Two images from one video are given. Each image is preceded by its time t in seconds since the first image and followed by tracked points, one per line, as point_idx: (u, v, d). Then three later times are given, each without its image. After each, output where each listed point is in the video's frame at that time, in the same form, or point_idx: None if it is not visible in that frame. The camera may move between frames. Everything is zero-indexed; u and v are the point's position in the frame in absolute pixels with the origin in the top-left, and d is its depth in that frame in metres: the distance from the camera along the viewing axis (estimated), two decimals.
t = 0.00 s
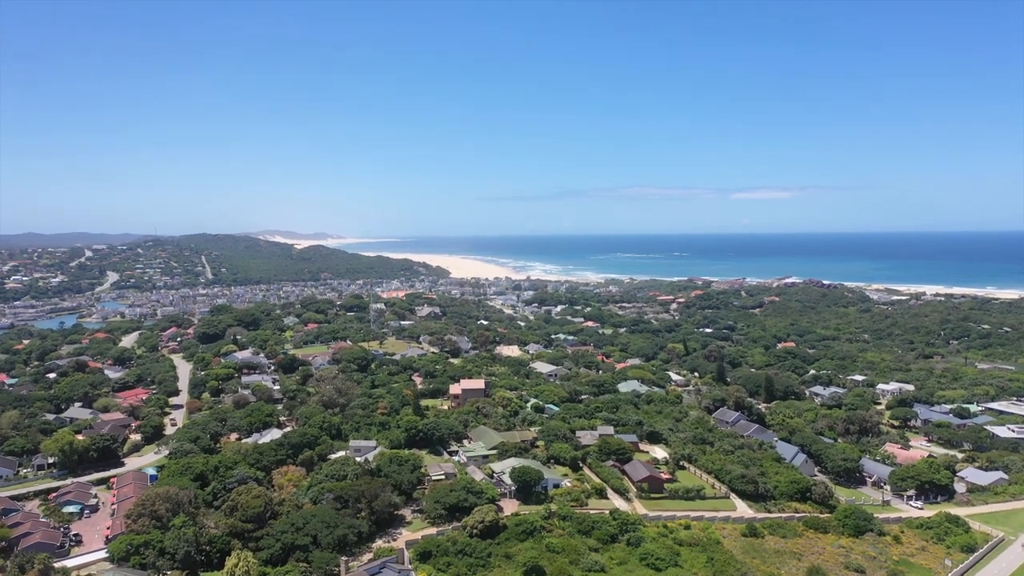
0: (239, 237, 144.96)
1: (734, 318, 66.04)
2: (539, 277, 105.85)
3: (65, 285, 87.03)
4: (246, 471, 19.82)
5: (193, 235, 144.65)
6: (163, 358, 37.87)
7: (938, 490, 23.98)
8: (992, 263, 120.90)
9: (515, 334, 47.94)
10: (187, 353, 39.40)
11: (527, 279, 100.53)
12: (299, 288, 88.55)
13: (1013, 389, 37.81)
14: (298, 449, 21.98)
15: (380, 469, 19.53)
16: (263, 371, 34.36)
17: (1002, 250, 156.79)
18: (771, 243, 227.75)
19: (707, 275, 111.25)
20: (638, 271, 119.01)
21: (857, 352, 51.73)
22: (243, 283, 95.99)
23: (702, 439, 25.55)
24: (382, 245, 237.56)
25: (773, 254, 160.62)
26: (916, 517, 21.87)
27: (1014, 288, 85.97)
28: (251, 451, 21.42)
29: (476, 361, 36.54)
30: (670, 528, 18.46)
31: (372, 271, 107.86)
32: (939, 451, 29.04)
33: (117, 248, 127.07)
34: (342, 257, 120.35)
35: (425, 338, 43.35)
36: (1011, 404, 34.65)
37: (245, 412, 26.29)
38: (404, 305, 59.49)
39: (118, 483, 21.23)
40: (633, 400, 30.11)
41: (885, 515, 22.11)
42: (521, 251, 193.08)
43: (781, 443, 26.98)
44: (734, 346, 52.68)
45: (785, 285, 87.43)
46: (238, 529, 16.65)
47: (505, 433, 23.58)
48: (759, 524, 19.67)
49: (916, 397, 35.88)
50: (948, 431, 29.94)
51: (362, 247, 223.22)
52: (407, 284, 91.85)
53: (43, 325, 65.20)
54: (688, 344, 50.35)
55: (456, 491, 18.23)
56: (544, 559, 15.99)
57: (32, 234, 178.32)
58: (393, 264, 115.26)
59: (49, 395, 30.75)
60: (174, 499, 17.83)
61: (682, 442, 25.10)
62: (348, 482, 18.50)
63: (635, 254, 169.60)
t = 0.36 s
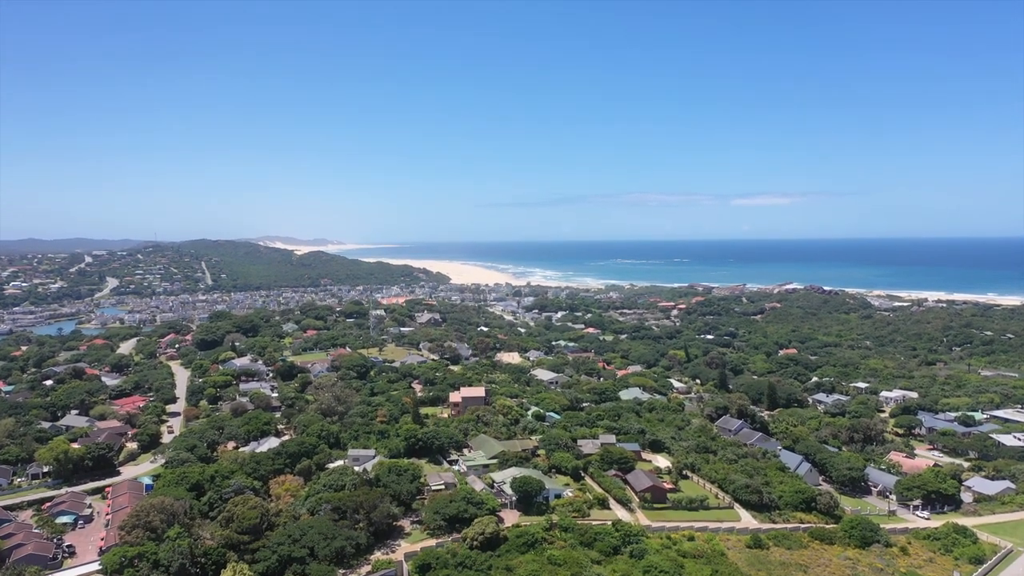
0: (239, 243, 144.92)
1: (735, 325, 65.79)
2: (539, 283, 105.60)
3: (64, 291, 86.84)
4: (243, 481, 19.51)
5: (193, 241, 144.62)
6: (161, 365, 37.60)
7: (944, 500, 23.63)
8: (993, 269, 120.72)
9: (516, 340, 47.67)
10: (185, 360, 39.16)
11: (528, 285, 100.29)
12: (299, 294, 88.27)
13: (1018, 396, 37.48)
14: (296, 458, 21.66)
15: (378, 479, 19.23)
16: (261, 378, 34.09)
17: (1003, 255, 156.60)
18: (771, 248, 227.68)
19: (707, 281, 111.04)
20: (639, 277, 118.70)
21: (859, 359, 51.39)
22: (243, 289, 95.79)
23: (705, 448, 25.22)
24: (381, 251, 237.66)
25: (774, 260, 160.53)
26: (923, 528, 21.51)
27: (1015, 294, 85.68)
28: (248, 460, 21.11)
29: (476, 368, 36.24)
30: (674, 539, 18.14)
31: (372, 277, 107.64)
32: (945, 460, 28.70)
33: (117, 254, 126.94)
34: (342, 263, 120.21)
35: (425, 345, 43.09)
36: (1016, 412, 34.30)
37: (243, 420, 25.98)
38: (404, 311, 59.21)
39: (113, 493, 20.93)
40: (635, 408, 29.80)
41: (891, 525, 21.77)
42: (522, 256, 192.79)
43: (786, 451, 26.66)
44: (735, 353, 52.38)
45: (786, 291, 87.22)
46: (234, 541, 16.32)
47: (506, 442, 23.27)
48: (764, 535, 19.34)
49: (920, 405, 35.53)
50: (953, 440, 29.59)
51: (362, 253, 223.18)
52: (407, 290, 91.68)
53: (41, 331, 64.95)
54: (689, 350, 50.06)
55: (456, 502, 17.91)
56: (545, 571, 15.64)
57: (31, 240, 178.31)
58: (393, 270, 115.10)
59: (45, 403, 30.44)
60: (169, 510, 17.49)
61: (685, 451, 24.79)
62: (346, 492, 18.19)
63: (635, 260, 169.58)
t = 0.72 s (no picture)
0: (239, 248, 144.88)
1: (736, 330, 65.52)
2: (539, 288, 105.40)
3: (63, 296, 86.63)
4: (240, 490, 19.22)
5: (193, 246, 144.55)
6: (158, 372, 37.32)
7: (950, 509, 23.31)
8: (994, 274, 120.61)
9: (516, 346, 47.41)
10: (183, 366, 38.89)
11: (528, 290, 100.13)
12: (298, 300, 88.07)
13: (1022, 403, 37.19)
14: (294, 466, 21.37)
15: (377, 487, 18.94)
16: (259, 384, 33.81)
17: (1003, 261, 156.45)
18: (772, 254, 227.29)
19: (708, 287, 110.95)
20: (639, 283, 118.57)
21: (861, 365, 51.13)
22: (243, 295, 95.61)
23: (707, 455, 24.93)
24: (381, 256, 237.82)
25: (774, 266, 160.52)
26: (930, 538, 21.19)
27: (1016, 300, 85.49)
28: (245, 468, 20.82)
29: (476, 374, 35.96)
30: (677, 550, 17.83)
31: (372, 283, 107.48)
32: (949, 467, 28.41)
33: (117, 259, 126.86)
34: (342, 269, 120.07)
35: (424, 351, 42.84)
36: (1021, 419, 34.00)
37: (240, 427, 25.69)
38: (404, 317, 58.99)
39: (108, 502, 20.62)
40: (636, 415, 29.52)
41: (897, 535, 21.47)
42: (522, 262, 192.78)
43: (789, 459, 26.37)
44: (737, 360, 52.11)
45: (787, 296, 87.05)
46: (229, 552, 16.02)
47: (506, 450, 22.98)
48: (768, 546, 19.02)
49: (924, 412, 35.25)
50: (958, 447, 29.31)
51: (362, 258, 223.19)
52: (407, 295, 91.52)
53: (40, 337, 64.76)
54: (691, 357, 49.82)
55: (456, 512, 17.63)
56: None
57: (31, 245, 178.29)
58: (393, 276, 114.97)
59: (41, 409, 30.17)
60: (164, 520, 17.18)
61: (687, 459, 24.50)
62: (344, 502, 17.89)
63: (635, 265, 169.48)
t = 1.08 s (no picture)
0: (239, 254, 144.80)
1: (737, 337, 65.24)
2: (540, 294, 105.19)
3: (62, 302, 86.37)
4: (236, 500, 18.92)
5: (193, 252, 144.41)
6: (156, 379, 37.03)
7: (957, 519, 22.96)
8: (995, 280, 120.35)
9: (516, 353, 47.12)
10: (181, 373, 38.62)
11: (528, 297, 99.89)
12: (298, 306, 87.82)
13: None
14: (291, 476, 21.06)
15: (375, 498, 18.65)
16: (258, 392, 33.52)
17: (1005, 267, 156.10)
18: (773, 260, 227.00)
19: (709, 293, 110.73)
20: (639, 288, 118.36)
21: (864, 372, 50.77)
22: (243, 301, 95.37)
23: (711, 464, 24.60)
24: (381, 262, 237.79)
25: (775, 272, 160.15)
26: (937, 549, 20.85)
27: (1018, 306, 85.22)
28: (242, 478, 20.50)
29: (477, 381, 35.67)
30: (681, 561, 17.50)
31: (372, 289, 107.27)
32: (955, 476, 28.07)
33: (117, 265, 126.63)
34: (342, 275, 119.89)
35: (424, 358, 42.56)
36: None
37: (238, 435, 25.38)
38: (403, 323, 58.68)
39: (102, 512, 20.31)
40: (638, 423, 29.20)
41: (904, 546, 21.14)
42: (522, 268, 192.52)
43: (793, 468, 26.04)
44: (739, 366, 51.78)
45: (788, 302, 86.80)
46: (225, 564, 15.72)
47: (507, 459, 22.67)
48: (774, 557, 18.68)
49: (928, 419, 34.92)
50: (963, 455, 28.98)
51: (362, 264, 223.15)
52: (407, 301, 91.23)
53: (39, 343, 64.46)
54: (692, 363, 49.49)
55: (456, 523, 17.33)
56: None
57: (31, 250, 178.10)
58: (393, 282, 114.78)
59: (37, 417, 29.85)
60: (158, 531, 16.87)
61: (690, 468, 24.19)
62: (342, 513, 17.60)
63: (635, 271, 169.15)
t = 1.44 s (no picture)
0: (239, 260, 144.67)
1: (739, 344, 64.89)
2: (540, 301, 104.88)
3: (62, 308, 86.08)
4: (233, 510, 18.60)
5: (193, 258, 144.26)
6: (154, 386, 36.72)
7: (965, 529, 22.56)
8: (996, 286, 120.04)
9: (517, 360, 46.79)
10: (179, 380, 38.31)
11: (529, 303, 99.60)
12: (298, 312, 87.52)
13: None
14: (289, 485, 20.72)
15: (374, 508, 18.33)
16: (256, 400, 33.21)
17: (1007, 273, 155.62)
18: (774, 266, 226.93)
19: (709, 299, 110.42)
20: (640, 295, 118.01)
21: (866, 379, 50.39)
22: (243, 307, 95.10)
23: (714, 473, 24.25)
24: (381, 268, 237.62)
25: (775, 278, 159.95)
26: (945, 560, 20.46)
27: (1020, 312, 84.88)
28: (238, 488, 20.18)
29: (477, 389, 35.34)
30: (685, 574, 17.13)
31: (372, 295, 106.97)
32: (961, 485, 27.74)
33: (117, 271, 126.38)
34: (342, 281, 119.68)
35: (424, 365, 42.25)
36: None
37: (235, 444, 25.08)
38: (403, 330, 58.38)
39: (97, 522, 19.98)
40: (640, 431, 28.87)
41: (912, 557, 20.75)
42: (523, 274, 192.31)
43: (798, 477, 25.69)
44: (741, 373, 51.41)
45: (789, 309, 86.50)
46: None
47: (508, 469, 22.35)
48: (779, 568, 18.23)
49: (933, 427, 34.58)
50: (969, 464, 28.66)
51: (362, 270, 222.93)
52: (407, 308, 90.96)
53: (37, 350, 64.12)
54: (694, 370, 49.14)
55: (456, 534, 17.00)
56: None
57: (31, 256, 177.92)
58: (393, 288, 114.52)
59: (33, 425, 29.55)
60: (153, 542, 16.53)
61: (693, 477, 23.84)
62: (339, 524, 17.27)
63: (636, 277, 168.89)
